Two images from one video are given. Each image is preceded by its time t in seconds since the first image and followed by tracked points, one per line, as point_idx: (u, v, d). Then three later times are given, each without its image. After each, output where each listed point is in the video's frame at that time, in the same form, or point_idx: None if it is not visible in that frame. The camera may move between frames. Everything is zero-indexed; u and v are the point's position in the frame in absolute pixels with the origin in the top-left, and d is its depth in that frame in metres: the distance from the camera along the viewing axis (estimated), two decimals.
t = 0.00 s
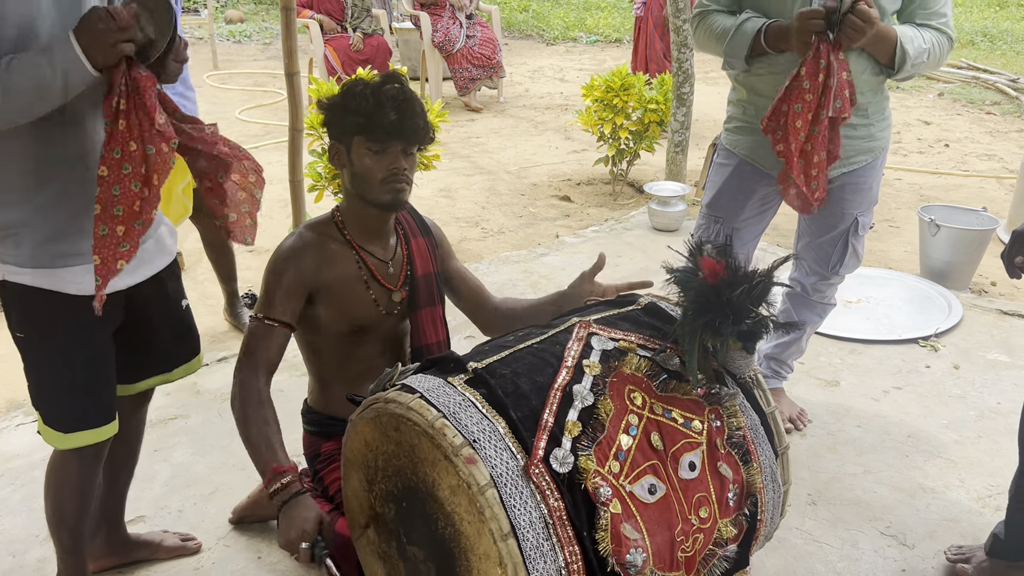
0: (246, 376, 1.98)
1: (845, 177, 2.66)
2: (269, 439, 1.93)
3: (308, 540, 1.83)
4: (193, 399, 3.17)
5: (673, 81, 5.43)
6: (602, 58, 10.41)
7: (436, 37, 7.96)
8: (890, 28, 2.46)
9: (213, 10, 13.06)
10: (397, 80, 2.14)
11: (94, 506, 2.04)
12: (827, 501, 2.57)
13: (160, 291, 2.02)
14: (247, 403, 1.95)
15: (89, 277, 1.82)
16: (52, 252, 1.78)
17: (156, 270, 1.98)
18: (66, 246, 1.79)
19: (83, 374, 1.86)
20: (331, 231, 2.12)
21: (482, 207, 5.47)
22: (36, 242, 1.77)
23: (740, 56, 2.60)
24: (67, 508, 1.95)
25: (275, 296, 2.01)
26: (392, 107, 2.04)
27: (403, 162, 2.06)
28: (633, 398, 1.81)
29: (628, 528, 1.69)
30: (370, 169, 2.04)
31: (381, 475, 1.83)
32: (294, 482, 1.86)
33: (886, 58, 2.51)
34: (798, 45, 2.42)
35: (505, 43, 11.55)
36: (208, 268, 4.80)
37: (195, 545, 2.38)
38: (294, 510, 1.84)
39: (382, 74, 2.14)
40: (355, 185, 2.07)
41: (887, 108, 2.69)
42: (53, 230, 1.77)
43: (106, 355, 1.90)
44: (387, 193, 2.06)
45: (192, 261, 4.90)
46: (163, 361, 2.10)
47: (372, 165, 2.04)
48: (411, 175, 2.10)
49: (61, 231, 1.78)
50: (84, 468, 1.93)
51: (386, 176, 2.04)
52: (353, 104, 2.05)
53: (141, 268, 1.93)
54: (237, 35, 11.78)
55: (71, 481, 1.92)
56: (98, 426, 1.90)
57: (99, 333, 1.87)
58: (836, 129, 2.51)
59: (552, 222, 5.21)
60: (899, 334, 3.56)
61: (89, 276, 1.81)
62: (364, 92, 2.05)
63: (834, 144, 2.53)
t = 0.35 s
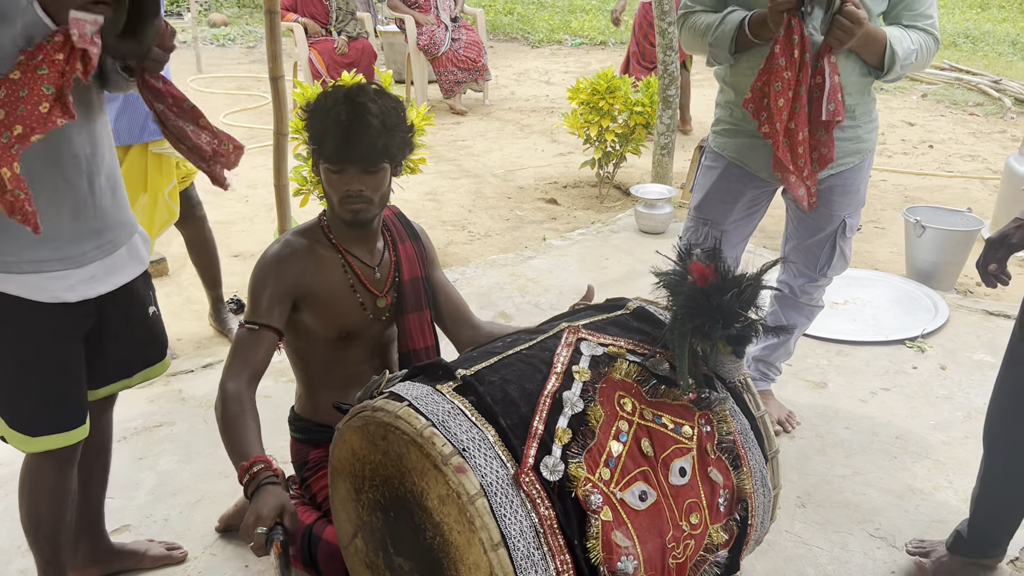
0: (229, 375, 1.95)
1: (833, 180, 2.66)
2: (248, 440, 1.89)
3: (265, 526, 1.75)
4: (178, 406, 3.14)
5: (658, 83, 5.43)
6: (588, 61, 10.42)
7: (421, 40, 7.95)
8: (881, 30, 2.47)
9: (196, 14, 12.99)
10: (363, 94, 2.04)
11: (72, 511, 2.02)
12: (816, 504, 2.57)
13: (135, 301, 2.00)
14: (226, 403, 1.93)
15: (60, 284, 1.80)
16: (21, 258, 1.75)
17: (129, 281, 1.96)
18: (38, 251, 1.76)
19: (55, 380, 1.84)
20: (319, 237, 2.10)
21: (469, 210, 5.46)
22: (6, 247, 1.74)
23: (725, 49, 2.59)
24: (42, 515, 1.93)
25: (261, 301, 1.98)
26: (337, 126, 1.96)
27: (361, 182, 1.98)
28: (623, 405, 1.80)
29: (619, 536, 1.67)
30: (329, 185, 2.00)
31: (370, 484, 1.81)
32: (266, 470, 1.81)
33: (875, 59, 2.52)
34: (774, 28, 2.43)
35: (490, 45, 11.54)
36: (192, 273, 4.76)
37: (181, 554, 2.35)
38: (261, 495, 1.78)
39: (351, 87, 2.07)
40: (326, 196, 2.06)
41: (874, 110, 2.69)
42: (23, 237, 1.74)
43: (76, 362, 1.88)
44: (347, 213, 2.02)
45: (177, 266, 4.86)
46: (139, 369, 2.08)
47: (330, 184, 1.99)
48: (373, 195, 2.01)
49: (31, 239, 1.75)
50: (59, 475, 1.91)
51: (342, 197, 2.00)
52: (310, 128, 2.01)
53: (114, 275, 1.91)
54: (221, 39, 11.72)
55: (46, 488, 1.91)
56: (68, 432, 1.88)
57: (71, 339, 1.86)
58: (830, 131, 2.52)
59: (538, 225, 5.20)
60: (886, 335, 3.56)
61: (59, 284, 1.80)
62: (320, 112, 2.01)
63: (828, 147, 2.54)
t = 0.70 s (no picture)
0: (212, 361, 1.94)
1: (836, 180, 2.66)
2: (235, 418, 1.89)
3: (299, 517, 1.77)
4: (180, 407, 3.14)
5: (660, 85, 5.43)
6: (590, 62, 10.42)
7: (423, 41, 7.95)
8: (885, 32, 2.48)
9: (199, 15, 13.01)
10: (361, 101, 2.04)
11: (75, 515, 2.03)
12: (817, 506, 2.57)
13: (137, 309, 1.99)
14: (208, 391, 1.90)
15: (51, 293, 1.79)
16: (12, 266, 1.74)
17: (126, 289, 1.94)
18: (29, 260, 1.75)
19: (52, 388, 1.84)
20: (315, 236, 2.11)
21: (471, 211, 5.46)
22: None
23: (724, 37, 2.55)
24: (44, 520, 1.94)
25: (255, 297, 1.99)
26: (331, 135, 1.96)
27: (359, 191, 2.00)
28: (622, 405, 1.80)
29: (618, 536, 1.67)
30: (325, 191, 2.00)
31: (369, 484, 1.81)
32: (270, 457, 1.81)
33: (879, 60, 2.52)
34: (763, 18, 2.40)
35: (493, 47, 11.54)
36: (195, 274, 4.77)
37: (183, 555, 2.35)
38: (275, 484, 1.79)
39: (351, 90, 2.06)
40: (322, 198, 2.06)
41: (877, 112, 2.69)
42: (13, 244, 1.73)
43: (76, 368, 1.88)
44: (343, 218, 2.02)
45: (179, 267, 4.86)
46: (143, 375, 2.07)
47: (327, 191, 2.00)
48: (370, 202, 2.02)
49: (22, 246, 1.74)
50: (60, 481, 1.91)
51: (338, 203, 2.00)
52: (308, 134, 2.02)
53: (110, 285, 1.90)
54: (223, 40, 11.73)
55: (46, 493, 1.91)
56: (67, 439, 1.88)
57: (69, 348, 1.85)
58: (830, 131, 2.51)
59: (540, 226, 5.20)
60: (888, 338, 3.56)
61: (51, 292, 1.79)
62: (317, 119, 2.01)
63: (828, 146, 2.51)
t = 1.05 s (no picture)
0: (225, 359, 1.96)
1: (852, 179, 2.65)
2: (254, 417, 1.92)
3: (315, 502, 1.80)
4: (197, 400, 3.18)
5: (678, 84, 5.42)
6: (610, 61, 10.41)
7: (443, 40, 7.99)
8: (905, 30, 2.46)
9: (221, 14, 13.11)
10: (374, 99, 2.06)
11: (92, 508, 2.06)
12: (829, 505, 2.56)
13: (150, 307, 2.02)
14: (225, 386, 1.93)
15: (69, 291, 1.81)
16: (30, 263, 1.76)
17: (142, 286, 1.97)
18: (47, 260, 1.77)
19: (70, 383, 1.88)
20: (327, 233, 2.13)
21: (488, 209, 5.48)
22: (15, 253, 1.75)
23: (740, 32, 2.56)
24: (63, 512, 1.97)
25: (267, 293, 2.01)
26: (346, 132, 1.98)
27: (373, 188, 2.02)
28: (631, 400, 1.81)
29: (625, 530, 1.68)
30: (339, 187, 2.03)
31: (379, 476, 1.83)
32: (290, 444, 1.83)
33: (898, 59, 2.51)
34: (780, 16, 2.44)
35: (513, 46, 11.56)
36: (214, 269, 4.82)
37: (197, 545, 2.39)
38: (293, 470, 1.81)
39: (364, 86, 2.09)
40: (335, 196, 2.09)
41: (895, 111, 2.68)
42: (31, 243, 1.75)
43: (93, 365, 1.91)
44: (355, 215, 2.05)
45: (199, 262, 4.92)
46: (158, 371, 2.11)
47: (340, 188, 2.02)
48: (382, 198, 2.04)
49: (41, 244, 1.76)
50: (80, 472, 1.95)
51: (352, 199, 2.02)
52: (321, 131, 2.04)
53: (127, 281, 1.91)
54: (246, 38, 11.82)
55: (64, 485, 1.94)
56: (84, 433, 1.92)
57: (83, 344, 1.88)
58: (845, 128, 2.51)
59: (557, 224, 5.21)
60: (905, 338, 3.54)
61: (69, 291, 1.81)
62: (330, 116, 2.04)
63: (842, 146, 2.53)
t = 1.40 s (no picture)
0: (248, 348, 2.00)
1: (881, 176, 2.64)
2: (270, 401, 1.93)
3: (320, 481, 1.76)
4: (227, 389, 3.23)
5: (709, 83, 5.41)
6: (642, 61, 10.39)
7: (474, 39, 8.03)
8: (934, 27, 2.45)
9: (257, 12, 13.25)
10: (405, 93, 2.09)
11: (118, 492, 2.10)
12: (854, 505, 2.55)
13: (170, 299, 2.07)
14: (250, 378, 1.95)
15: (100, 285, 1.85)
16: (64, 259, 1.79)
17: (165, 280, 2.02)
18: (79, 255, 1.81)
19: (97, 376, 1.91)
20: (355, 225, 2.16)
21: (516, 207, 5.50)
22: (48, 249, 1.78)
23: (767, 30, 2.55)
24: (91, 495, 2.01)
25: (294, 283, 2.05)
26: (376, 125, 2.00)
27: (401, 181, 2.04)
28: (651, 393, 1.82)
29: (644, 522, 1.69)
30: (369, 181, 2.05)
31: (401, 464, 1.86)
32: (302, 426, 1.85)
33: (927, 55, 2.50)
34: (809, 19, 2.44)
35: (545, 45, 11.57)
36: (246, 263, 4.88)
37: (225, 530, 2.43)
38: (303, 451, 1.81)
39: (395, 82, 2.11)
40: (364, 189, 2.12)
41: (925, 109, 2.66)
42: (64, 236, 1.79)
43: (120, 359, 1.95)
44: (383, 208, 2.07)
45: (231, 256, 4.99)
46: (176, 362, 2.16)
47: (369, 181, 2.04)
48: (411, 191, 2.06)
49: (73, 239, 1.80)
50: (104, 460, 1.99)
51: (381, 193, 2.05)
52: (351, 123, 2.06)
53: (152, 273, 1.96)
54: (281, 37, 11.94)
55: (92, 472, 1.98)
56: (110, 427, 1.95)
57: (112, 337, 1.92)
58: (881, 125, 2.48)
59: (585, 222, 5.22)
60: (934, 340, 3.51)
61: (101, 285, 1.85)
62: (361, 108, 2.06)
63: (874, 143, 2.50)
